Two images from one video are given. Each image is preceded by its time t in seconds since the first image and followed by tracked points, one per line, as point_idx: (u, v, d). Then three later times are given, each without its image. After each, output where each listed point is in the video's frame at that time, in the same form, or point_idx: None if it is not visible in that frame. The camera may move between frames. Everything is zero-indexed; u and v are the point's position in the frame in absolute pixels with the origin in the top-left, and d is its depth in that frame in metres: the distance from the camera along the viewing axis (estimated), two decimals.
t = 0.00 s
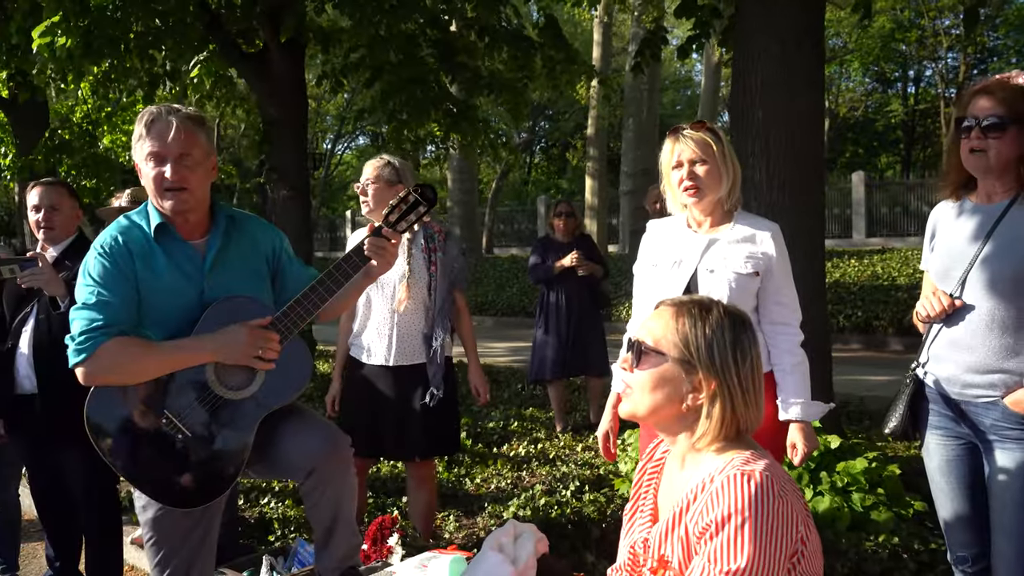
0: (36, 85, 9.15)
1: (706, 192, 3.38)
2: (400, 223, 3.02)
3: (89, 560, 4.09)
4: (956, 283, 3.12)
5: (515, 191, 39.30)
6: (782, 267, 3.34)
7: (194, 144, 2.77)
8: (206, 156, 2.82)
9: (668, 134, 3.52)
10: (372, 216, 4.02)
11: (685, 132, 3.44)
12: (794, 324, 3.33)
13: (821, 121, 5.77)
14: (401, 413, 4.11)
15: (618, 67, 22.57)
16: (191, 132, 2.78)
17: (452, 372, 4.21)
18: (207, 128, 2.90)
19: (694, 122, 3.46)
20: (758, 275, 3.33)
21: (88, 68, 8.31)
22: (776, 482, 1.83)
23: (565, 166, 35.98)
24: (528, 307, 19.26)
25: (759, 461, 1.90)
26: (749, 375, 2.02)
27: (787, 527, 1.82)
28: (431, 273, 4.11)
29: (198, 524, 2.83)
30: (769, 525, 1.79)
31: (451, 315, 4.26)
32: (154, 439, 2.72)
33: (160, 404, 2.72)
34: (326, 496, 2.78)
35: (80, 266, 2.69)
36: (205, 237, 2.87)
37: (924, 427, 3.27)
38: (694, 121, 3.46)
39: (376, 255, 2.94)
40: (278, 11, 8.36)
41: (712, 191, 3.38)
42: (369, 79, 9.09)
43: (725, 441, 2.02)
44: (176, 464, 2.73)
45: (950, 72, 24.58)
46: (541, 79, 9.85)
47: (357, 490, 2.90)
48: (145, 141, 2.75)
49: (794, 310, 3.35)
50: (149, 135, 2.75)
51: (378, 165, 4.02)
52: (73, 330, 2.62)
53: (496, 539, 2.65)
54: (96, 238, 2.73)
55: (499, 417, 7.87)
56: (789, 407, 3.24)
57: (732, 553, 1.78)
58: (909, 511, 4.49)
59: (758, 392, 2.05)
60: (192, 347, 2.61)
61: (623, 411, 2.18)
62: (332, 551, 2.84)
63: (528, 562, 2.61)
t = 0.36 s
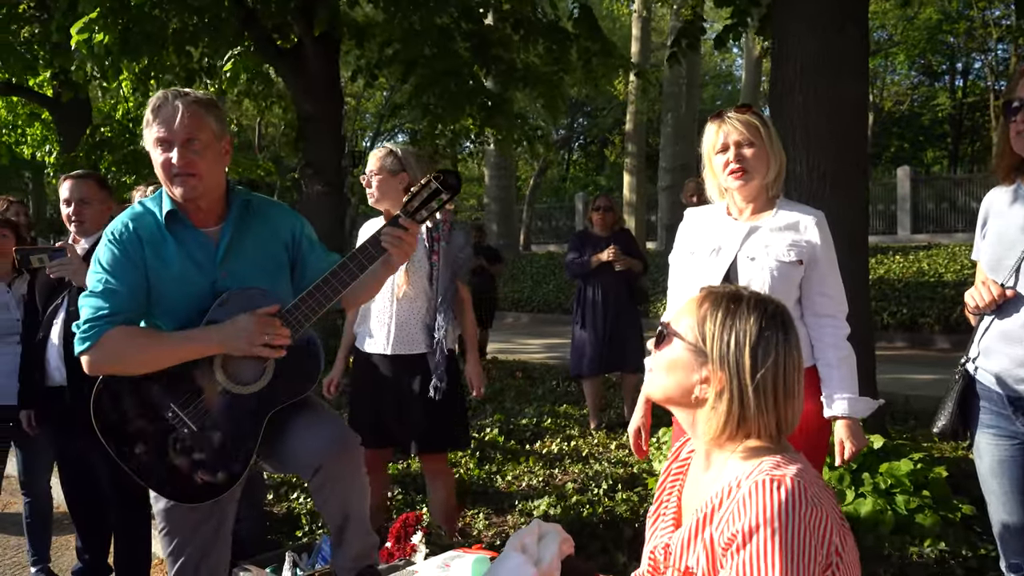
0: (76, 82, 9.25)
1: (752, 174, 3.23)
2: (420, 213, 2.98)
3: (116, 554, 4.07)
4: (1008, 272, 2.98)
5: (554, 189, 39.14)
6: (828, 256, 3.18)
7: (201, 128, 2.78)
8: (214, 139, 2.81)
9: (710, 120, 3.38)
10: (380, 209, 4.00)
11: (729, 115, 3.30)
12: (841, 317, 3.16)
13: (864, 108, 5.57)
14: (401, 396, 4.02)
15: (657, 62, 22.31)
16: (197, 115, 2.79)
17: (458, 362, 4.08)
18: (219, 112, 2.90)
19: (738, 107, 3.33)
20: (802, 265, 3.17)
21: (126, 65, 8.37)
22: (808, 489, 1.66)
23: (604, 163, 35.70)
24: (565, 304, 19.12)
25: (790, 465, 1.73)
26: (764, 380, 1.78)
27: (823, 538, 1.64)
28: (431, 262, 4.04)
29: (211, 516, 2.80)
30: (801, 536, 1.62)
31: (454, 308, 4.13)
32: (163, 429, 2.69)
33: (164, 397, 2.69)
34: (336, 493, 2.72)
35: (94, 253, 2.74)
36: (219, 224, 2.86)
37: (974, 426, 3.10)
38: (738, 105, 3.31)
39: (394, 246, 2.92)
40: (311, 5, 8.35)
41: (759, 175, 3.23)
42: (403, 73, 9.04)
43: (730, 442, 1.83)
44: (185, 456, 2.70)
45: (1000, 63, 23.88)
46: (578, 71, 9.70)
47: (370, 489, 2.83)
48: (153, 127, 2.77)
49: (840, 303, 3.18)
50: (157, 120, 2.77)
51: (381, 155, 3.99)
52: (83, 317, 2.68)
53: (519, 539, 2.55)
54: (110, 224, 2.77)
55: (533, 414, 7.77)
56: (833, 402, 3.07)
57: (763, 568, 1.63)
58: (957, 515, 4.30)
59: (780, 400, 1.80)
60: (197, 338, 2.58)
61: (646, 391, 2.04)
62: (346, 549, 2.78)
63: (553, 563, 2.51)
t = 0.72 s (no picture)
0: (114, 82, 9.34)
1: (784, 171, 3.08)
2: (430, 209, 2.93)
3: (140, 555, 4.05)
4: None
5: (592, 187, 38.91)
6: (866, 255, 3.04)
7: (200, 124, 2.74)
8: (214, 136, 2.78)
9: (739, 113, 3.22)
10: (378, 207, 3.98)
11: (757, 108, 3.13)
12: (878, 319, 3.01)
13: (907, 101, 5.36)
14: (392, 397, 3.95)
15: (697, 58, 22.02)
16: (194, 109, 2.75)
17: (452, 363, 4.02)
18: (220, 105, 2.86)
19: (767, 99, 3.16)
20: (837, 264, 3.04)
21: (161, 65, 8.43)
22: (833, 515, 1.52)
23: (643, 161, 35.34)
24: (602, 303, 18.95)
25: (811, 485, 1.58)
26: (780, 393, 1.61)
27: (848, 565, 1.51)
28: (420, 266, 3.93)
29: (217, 518, 2.78)
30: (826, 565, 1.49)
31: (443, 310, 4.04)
32: (160, 434, 2.70)
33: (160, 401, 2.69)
34: (335, 505, 2.69)
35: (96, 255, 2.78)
36: (219, 224, 2.85)
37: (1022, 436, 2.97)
38: (768, 98, 3.15)
39: (397, 249, 2.81)
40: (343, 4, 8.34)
41: (791, 170, 3.08)
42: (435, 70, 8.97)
43: (744, 458, 1.67)
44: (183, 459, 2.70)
45: None
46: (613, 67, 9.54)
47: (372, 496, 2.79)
48: (152, 122, 2.74)
49: (877, 305, 3.03)
50: (154, 116, 2.73)
51: (381, 151, 3.94)
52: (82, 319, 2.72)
53: (537, 550, 2.45)
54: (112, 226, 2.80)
55: (565, 415, 7.65)
56: (874, 411, 2.93)
57: None
58: (1004, 527, 4.09)
59: (800, 416, 1.63)
60: (189, 344, 2.58)
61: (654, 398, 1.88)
62: (352, 560, 2.75)
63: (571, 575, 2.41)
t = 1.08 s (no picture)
0: (159, 85, 9.48)
1: (821, 171, 2.99)
2: (455, 209, 2.87)
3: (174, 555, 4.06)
4: None
5: (635, 186, 38.59)
6: (905, 256, 2.93)
7: (226, 127, 2.75)
8: (239, 139, 2.78)
9: (776, 108, 3.13)
10: (391, 207, 4.11)
11: (794, 104, 3.04)
12: (919, 324, 2.90)
13: (957, 95, 5.17)
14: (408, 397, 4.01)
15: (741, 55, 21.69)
16: (218, 112, 2.75)
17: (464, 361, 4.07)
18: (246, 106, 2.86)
19: (804, 94, 3.06)
20: (875, 265, 2.94)
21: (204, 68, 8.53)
22: (863, 536, 1.40)
23: (687, 160, 34.98)
24: (645, 303, 18.78)
25: (842, 502, 1.47)
26: (811, 403, 1.53)
27: None
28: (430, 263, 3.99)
29: (243, 522, 2.78)
30: None
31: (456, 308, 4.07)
32: (183, 435, 2.71)
33: (183, 404, 2.70)
34: (359, 510, 2.68)
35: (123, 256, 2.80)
36: (245, 224, 2.84)
37: None
38: (806, 91, 3.04)
39: (419, 249, 2.79)
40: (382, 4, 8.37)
41: (828, 170, 2.98)
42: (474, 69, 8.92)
43: (772, 472, 1.58)
44: (207, 459, 2.70)
45: None
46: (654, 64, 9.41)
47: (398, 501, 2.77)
48: (177, 126, 2.75)
49: (919, 309, 2.92)
50: (178, 120, 2.74)
51: (395, 152, 4.07)
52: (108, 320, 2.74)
53: (564, 558, 2.39)
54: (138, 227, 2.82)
55: (603, 416, 7.55)
56: (909, 417, 2.85)
57: None
58: None
59: (832, 427, 1.54)
60: (211, 345, 2.58)
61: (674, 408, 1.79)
62: (377, 562, 2.75)
63: None
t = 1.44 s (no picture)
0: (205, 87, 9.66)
1: (859, 171, 2.94)
2: (489, 206, 2.93)
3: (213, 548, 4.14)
4: None
5: (679, 186, 38.26)
6: (944, 258, 2.87)
7: (274, 121, 2.81)
8: (286, 134, 2.84)
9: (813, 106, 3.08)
10: (420, 208, 4.18)
11: (830, 101, 2.99)
12: (959, 327, 2.83)
13: (1005, 92, 5.04)
14: (434, 389, 4.10)
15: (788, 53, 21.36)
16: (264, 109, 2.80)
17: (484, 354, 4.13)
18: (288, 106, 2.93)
19: (842, 92, 3.01)
20: (913, 267, 2.88)
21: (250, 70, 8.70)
22: (878, 535, 1.40)
23: (733, 159, 34.58)
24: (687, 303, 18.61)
25: (857, 502, 1.47)
26: (821, 399, 1.54)
27: None
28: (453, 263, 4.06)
29: (279, 515, 2.82)
30: None
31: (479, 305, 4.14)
32: (224, 423, 2.72)
33: (225, 391, 2.73)
34: (394, 500, 2.70)
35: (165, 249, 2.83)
36: (286, 219, 2.90)
37: None
38: (843, 90, 2.99)
39: (456, 244, 2.82)
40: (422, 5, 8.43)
41: (866, 170, 2.93)
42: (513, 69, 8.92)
43: (788, 470, 1.59)
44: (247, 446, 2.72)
45: None
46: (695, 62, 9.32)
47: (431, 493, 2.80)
48: (226, 119, 2.79)
49: (958, 311, 2.86)
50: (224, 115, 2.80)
51: (425, 154, 4.15)
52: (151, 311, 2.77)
53: (589, 554, 2.39)
54: (180, 221, 2.85)
55: (641, 416, 7.51)
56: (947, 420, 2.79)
57: None
58: None
59: (844, 422, 1.55)
60: (257, 335, 2.63)
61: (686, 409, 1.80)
62: (409, 555, 2.77)
63: None
